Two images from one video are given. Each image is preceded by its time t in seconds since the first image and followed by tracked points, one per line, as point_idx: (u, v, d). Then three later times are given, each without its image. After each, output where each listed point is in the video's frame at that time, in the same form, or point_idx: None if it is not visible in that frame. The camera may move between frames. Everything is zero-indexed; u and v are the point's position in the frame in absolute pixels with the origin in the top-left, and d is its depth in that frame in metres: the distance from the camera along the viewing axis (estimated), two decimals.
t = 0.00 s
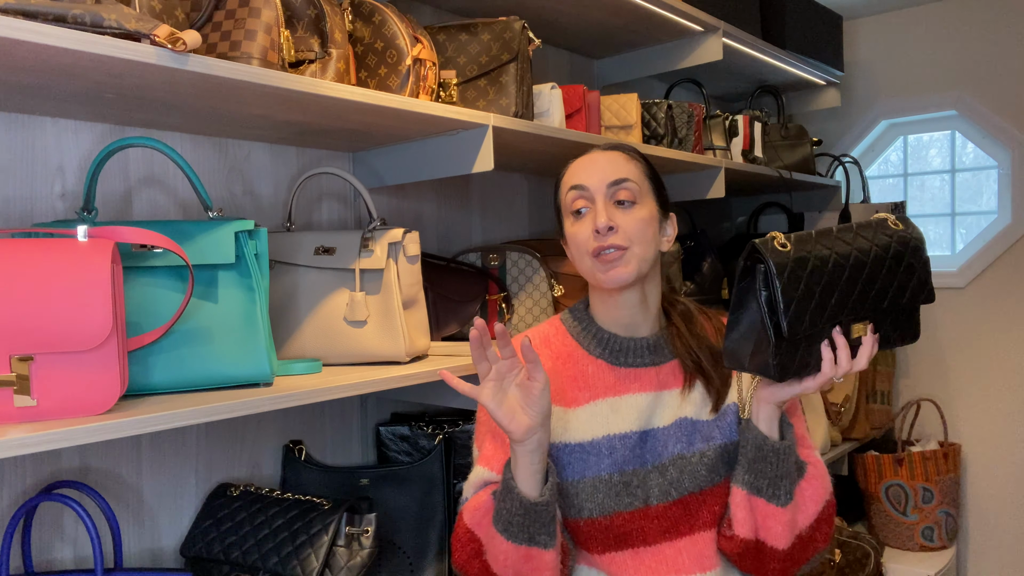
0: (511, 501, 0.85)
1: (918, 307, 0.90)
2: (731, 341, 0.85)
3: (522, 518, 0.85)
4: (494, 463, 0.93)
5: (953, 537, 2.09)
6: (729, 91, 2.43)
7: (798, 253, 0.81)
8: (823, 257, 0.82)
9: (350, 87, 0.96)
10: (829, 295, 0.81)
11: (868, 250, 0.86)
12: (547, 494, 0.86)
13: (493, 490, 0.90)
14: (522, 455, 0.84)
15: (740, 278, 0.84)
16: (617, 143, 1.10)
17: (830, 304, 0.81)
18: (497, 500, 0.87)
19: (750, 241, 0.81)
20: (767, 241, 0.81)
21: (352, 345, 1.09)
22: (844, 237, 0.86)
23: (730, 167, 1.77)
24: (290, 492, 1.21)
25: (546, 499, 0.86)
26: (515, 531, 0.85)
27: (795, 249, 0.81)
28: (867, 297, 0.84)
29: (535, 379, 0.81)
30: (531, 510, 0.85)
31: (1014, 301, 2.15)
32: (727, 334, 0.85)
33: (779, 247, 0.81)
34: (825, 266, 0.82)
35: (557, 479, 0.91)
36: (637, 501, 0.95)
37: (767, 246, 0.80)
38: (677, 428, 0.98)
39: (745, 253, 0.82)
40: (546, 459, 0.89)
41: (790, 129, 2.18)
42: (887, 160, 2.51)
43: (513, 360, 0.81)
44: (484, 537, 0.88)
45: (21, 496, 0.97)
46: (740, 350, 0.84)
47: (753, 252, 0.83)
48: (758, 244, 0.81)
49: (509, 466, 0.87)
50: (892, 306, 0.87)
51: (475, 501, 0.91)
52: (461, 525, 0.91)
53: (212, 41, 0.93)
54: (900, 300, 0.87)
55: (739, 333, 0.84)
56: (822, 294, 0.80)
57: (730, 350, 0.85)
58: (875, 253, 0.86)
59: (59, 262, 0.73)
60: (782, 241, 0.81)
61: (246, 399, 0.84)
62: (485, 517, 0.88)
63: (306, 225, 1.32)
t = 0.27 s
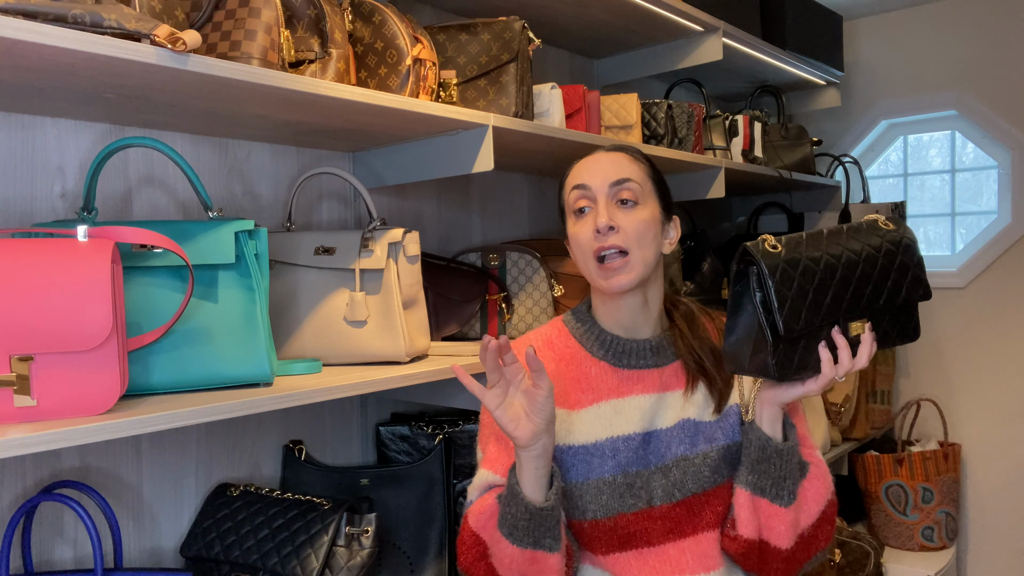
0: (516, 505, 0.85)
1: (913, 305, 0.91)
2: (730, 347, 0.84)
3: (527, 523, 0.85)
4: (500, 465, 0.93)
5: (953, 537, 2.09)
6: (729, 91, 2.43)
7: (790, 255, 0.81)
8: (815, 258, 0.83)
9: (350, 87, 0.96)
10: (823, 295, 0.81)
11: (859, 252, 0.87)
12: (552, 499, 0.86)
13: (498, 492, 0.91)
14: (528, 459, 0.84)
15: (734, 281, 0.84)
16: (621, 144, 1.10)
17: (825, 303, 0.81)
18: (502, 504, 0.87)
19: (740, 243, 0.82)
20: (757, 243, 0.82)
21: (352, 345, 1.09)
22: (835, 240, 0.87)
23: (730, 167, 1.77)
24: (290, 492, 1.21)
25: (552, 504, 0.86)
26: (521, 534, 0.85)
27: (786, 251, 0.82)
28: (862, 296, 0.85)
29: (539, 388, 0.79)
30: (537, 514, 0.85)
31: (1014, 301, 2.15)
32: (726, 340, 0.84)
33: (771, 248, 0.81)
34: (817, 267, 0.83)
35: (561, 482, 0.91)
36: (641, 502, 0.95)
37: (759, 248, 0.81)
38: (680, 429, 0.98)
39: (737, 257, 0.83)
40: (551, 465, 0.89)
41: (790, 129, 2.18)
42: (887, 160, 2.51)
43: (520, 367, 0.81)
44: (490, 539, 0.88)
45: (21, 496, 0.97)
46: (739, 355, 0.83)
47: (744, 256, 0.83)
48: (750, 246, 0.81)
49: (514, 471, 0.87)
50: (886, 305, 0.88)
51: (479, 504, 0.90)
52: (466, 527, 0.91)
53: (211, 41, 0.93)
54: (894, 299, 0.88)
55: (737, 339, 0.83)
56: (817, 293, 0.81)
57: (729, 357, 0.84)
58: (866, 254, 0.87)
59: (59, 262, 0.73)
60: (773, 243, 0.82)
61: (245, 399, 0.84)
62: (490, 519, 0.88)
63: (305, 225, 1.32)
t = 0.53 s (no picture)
0: (527, 500, 0.86)
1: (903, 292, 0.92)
2: (733, 351, 0.84)
3: (538, 517, 0.86)
4: (508, 466, 0.92)
5: (953, 536, 2.09)
6: (729, 91, 2.43)
7: (785, 257, 0.81)
8: (810, 258, 0.83)
9: (350, 87, 0.96)
10: (819, 294, 0.82)
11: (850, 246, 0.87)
12: (563, 493, 0.87)
13: (506, 492, 0.91)
14: (539, 455, 0.85)
15: (731, 287, 0.84)
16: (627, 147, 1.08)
17: (821, 303, 0.81)
18: (512, 501, 0.88)
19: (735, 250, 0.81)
20: (751, 248, 0.82)
21: (353, 345, 1.09)
22: (826, 236, 0.87)
23: (730, 167, 1.77)
24: (290, 492, 1.21)
25: (562, 498, 0.87)
26: (531, 529, 0.86)
27: (780, 253, 0.81)
28: (855, 290, 0.86)
29: (553, 377, 0.83)
30: (547, 508, 0.86)
31: (1014, 301, 2.15)
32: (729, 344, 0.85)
33: (765, 253, 0.81)
34: (812, 266, 0.82)
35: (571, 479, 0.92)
36: (647, 501, 0.95)
37: (754, 253, 0.81)
38: (686, 428, 0.98)
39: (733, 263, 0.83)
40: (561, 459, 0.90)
41: (790, 129, 2.18)
42: (887, 160, 2.51)
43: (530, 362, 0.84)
44: (499, 538, 0.88)
45: (21, 496, 0.97)
46: (742, 358, 0.83)
47: (740, 261, 0.83)
48: (745, 252, 0.81)
49: (525, 466, 0.88)
50: (878, 295, 0.88)
51: (487, 503, 0.90)
52: (474, 525, 0.90)
53: (211, 41, 0.93)
54: (885, 289, 0.89)
55: (740, 342, 0.84)
56: (814, 292, 0.81)
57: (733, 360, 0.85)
58: (857, 248, 0.88)
59: (59, 263, 0.73)
60: (766, 247, 0.81)
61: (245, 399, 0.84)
62: (498, 518, 0.88)
63: (306, 225, 1.32)
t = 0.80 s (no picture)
0: (529, 497, 0.86)
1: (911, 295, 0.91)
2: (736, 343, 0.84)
3: (540, 514, 0.86)
4: (513, 466, 0.93)
5: (953, 536, 2.09)
6: (729, 91, 2.43)
7: (796, 252, 0.81)
8: (820, 255, 0.83)
9: (350, 87, 0.96)
10: (828, 292, 0.81)
11: (861, 245, 0.87)
12: (565, 491, 0.86)
13: (510, 491, 0.91)
14: (541, 452, 0.86)
15: (740, 279, 0.84)
16: (637, 156, 1.03)
17: (829, 299, 0.81)
18: (515, 500, 0.88)
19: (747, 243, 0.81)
20: (763, 242, 0.81)
21: (353, 345, 1.09)
22: (838, 234, 0.86)
23: (730, 167, 1.77)
24: (290, 492, 1.21)
25: (565, 495, 0.86)
26: (534, 527, 0.86)
27: (791, 248, 0.81)
28: (865, 290, 0.85)
29: (547, 376, 0.84)
30: (550, 505, 0.86)
31: (1014, 301, 2.15)
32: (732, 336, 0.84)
33: (776, 246, 0.81)
34: (822, 263, 0.82)
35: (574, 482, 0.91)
36: (651, 498, 0.96)
37: (765, 247, 0.81)
38: (689, 425, 0.99)
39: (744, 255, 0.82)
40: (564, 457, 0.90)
41: (790, 129, 2.18)
42: (887, 160, 2.51)
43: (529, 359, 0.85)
44: (504, 536, 0.88)
45: (21, 496, 0.97)
46: (745, 351, 0.83)
47: (750, 254, 0.83)
48: (756, 245, 0.81)
49: (528, 465, 0.88)
50: (887, 297, 0.88)
51: (493, 502, 0.91)
52: (480, 525, 0.91)
53: (211, 40, 0.93)
54: (894, 290, 0.88)
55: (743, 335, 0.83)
56: (822, 289, 0.80)
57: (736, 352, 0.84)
58: (868, 247, 0.87)
59: (59, 263, 0.73)
60: (778, 241, 0.81)
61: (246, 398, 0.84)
62: (504, 517, 0.89)
63: (306, 225, 1.32)
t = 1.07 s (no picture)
0: (530, 499, 0.86)
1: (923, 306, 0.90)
2: (749, 337, 0.85)
3: (541, 516, 0.86)
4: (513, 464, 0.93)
5: (953, 536, 2.09)
6: (729, 91, 2.43)
7: (821, 252, 0.80)
8: (843, 255, 0.82)
9: (350, 87, 0.96)
10: (847, 293, 0.81)
11: (881, 250, 0.86)
12: (566, 492, 0.86)
13: (514, 490, 0.91)
14: (542, 455, 0.85)
15: (762, 273, 0.84)
16: (648, 155, 1.03)
17: (847, 300, 0.81)
18: (517, 500, 0.88)
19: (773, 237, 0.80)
20: (790, 238, 0.81)
21: (353, 345, 1.09)
22: (860, 236, 0.86)
23: (730, 167, 1.77)
24: (290, 492, 1.21)
25: (565, 496, 0.86)
26: (535, 528, 0.86)
27: (816, 247, 0.80)
28: (882, 294, 0.84)
29: (547, 381, 0.84)
30: (551, 507, 0.86)
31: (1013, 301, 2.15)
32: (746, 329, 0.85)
33: (802, 244, 0.80)
34: (844, 264, 0.81)
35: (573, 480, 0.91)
36: (653, 498, 0.96)
37: (791, 244, 0.80)
38: (692, 425, 0.99)
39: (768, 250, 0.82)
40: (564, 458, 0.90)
41: (790, 129, 2.18)
42: (887, 160, 2.51)
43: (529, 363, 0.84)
44: (507, 536, 0.88)
45: (21, 496, 0.97)
46: (758, 346, 0.83)
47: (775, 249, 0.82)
48: (783, 240, 0.80)
49: (528, 467, 0.88)
50: (903, 304, 0.87)
51: (496, 502, 0.91)
52: (483, 524, 0.91)
53: (211, 41, 0.93)
54: (910, 298, 0.87)
55: (758, 330, 0.84)
56: (842, 290, 0.80)
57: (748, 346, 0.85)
58: (888, 252, 0.86)
59: (60, 263, 0.73)
60: (804, 239, 0.81)
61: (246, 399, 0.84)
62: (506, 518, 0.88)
63: (305, 225, 1.32)
